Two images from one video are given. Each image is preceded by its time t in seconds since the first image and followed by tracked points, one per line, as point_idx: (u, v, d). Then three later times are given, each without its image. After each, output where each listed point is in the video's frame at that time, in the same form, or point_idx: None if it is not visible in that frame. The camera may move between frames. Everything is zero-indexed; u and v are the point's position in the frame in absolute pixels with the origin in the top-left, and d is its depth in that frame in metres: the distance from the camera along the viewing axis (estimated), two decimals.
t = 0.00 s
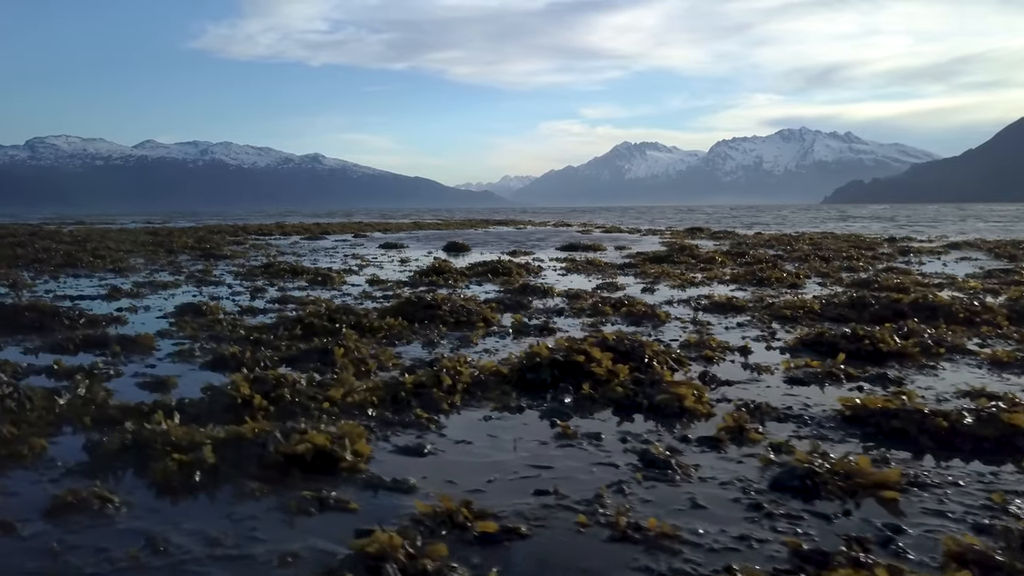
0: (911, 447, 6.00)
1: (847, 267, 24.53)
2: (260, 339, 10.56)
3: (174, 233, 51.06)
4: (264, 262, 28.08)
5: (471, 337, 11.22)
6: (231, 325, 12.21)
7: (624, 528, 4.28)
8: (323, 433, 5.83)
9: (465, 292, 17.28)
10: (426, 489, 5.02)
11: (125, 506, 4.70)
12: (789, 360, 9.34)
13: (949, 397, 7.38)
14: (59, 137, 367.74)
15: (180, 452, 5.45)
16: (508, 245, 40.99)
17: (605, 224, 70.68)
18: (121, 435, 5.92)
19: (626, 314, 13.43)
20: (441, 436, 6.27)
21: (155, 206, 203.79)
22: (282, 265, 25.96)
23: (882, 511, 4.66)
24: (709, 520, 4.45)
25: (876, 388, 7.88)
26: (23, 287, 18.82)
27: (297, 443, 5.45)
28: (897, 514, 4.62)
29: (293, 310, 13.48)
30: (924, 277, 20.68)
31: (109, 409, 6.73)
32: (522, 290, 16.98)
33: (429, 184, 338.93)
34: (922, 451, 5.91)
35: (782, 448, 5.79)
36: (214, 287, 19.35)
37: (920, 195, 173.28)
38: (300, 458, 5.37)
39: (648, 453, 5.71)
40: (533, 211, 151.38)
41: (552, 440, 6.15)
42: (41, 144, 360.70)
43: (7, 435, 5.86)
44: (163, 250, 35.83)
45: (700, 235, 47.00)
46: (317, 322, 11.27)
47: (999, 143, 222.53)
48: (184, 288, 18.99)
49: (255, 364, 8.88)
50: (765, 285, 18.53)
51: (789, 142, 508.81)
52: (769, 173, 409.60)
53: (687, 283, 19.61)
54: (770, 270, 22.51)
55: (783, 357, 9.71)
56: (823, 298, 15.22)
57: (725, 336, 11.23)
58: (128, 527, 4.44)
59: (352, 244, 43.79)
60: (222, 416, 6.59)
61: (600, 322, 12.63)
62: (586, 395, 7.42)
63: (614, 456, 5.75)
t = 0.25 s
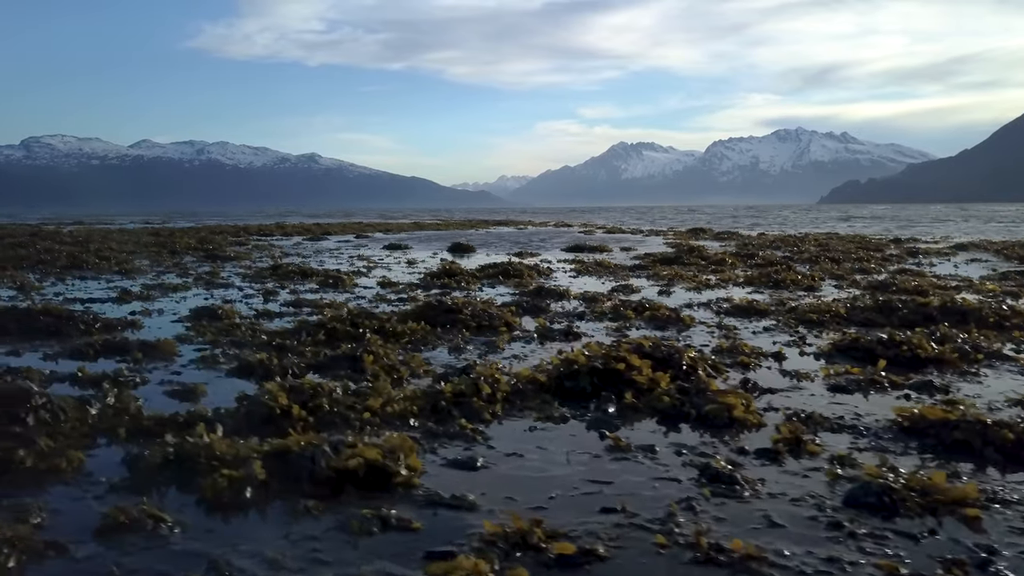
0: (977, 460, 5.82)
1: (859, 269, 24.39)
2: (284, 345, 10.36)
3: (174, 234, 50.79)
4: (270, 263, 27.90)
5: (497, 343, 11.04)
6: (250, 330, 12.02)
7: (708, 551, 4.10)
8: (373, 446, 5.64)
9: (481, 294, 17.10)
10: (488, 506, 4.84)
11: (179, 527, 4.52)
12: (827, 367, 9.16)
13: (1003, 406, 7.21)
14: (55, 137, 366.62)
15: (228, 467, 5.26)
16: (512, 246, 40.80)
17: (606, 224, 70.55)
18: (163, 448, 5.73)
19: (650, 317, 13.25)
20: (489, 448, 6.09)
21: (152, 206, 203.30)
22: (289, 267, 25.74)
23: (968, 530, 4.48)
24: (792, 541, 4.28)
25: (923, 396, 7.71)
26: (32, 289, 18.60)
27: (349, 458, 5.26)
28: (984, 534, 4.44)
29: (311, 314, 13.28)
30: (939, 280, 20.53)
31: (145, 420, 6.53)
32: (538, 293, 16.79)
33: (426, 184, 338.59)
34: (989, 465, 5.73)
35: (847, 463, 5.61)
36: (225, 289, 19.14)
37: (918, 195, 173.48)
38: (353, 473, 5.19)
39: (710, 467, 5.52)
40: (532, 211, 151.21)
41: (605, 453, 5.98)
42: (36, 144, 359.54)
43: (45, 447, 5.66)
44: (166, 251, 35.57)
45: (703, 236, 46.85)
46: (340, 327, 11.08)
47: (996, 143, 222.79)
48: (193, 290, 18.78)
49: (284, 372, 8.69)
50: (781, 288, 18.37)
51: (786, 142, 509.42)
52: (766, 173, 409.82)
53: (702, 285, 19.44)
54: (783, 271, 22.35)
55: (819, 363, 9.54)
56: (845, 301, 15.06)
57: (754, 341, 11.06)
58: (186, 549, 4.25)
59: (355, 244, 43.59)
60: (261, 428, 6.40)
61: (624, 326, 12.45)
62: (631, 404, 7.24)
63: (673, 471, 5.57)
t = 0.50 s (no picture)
0: None
1: (870, 267, 24.26)
2: (310, 345, 10.14)
3: (173, 234, 50.46)
4: (275, 263, 27.61)
5: (525, 342, 10.84)
6: (271, 330, 11.79)
7: (811, 561, 3.90)
8: (431, 449, 5.43)
9: (496, 294, 16.89)
10: (562, 512, 4.64)
11: (244, 536, 4.30)
12: (869, 366, 8.98)
13: None
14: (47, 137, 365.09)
15: (285, 473, 5.04)
16: (516, 246, 40.59)
17: (605, 224, 70.42)
18: (212, 452, 5.50)
19: (674, 317, 13.07)
20: (547, 450, 5.89)
21: (146, 207, 202.44)
22: (296, 266, 25.50)
23: None
24: (893, 549, 4.09)
25: (977, 396, 7.54)
26: (39, 288, 18.31)
27: (411, 462, 5.06)
28: None
29: (331, 314, 13.06)
30: (954, 278, 20.40)
31: (185, 423, 6.31)
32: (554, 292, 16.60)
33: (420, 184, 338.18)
34: None
35: (922, 466, 5.43)
36: (235, 288, 18.88)
37: (913, 195, 173.93)
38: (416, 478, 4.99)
39: (782, 470, 5.33)
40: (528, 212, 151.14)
41: (669, 456, 5.77)
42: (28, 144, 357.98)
43: (89, 452, 5.43)
44: (168, 251, 35.23)
45: (705, 236, 46.72)
46: (366, 327, 10.85)
47: (989, 143, 223.52)
48: (203, 290, 18.52)
49: (317, 374, 8.47)
50: (798, 287, 18.24)
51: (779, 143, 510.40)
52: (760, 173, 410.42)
53: (717, 284, 19.27)
54: (795, 271, 22.22)
55: (858, 362, 9.37)
56: (867, 300, 14.92)
57: (786, 340, 10.89)
58: (257, 560, 4.04)
59: (357, 244, 43.33)
60: (307, 431, 6.18)
61: (650, 325, 12.27)
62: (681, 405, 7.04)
63: (743, 474, 5.37)
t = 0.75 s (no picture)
0: None
1: (887, 266, 24.01)
2: (337, 344, 9.90)
3: (176, 233, 50.13)
4: (284, 262, 27.31)
5: (555, 341, 10.60)
6: (294, 329, 11.54)
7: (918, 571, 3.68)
8: (489, 451, 5.20)
9: (514, 292, 16.64)
10: (638, 518, 4.41)
11: (308, 544, 4.07)
12: (915, 365, 8.75)
13: None
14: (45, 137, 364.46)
15: (341, 477, 4.81)
16: (524, 245, 40.30)
17: (610, 224, 70.12)
18: (260, 455, 5.28)
19: (702, 315, 12.83)
20: (605, 452, 5.66)
21: (145, 206, 201.98)
22: (306, 265, 25.22)
23: None
24: (1000, 559, 3.85)
25: None
26: (50, 287, 18.03)
27: (473, 465, 4.83)
28: None
29: (352, 313, 12.81)
30: (976, 277, 20.15)
31: (226, 424, 6.07)
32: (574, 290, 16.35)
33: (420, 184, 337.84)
34: None
35: (1002, 469, 5.21)
36: (248, 287, 18.62)
37: (914, 194, 173.73)
38: (479, 482, 4.76)
39: (858, 472, 5.10)
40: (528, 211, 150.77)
41: (733, 458, 5.55)
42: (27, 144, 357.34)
43: (133, 455, 5.20)
44: (174, 250, 34.92)
45: (713, 235, 46.43)
46: (393, 325, 10.62)
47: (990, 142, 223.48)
48: (216, 289, 18.25)
49: (350, 373, 8.24)
50: (819, 286, 18.00)
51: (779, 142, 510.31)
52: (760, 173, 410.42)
53: (736, 283, 19.02)
54: (813, 269, 21.97)
55: (902, 361, 9.14)
56: (895, 299, 14.67)
57: (823, 339, 10.65)
58: (327, 570, 3.81)
59: (363, 243, 43.01)
60: (353, 432, 5.95)
61: (679, 324, 12.03)
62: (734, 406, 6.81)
63: (817, 477, 5.14)
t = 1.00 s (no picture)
0: None
1: (904, 268, 23.79)
2: (367, 351, 9.68)
3: (182, 233, 49.94)
4: (294, 264, 27.09)
5: (587, 346, 10.37)
6: (318, 335, 11.31)
7: None
8: (553, 469, 4.97)
9: (534, 295, 16.41)
10: (721, 545, 4.19)
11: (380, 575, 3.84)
12: (963, 374, 8.53)
13: None
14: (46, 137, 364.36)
15: (403, 499, 4.58)
16: (532, 245, 40.08)
17: (615, 224, 69.90)
18: (313, 474, 5.05)
19: (731, 320, 12.59)
20: (668, 469, 5.43)
21: (146, 206, 201.82)
22: (317, 266, 25.00)
23: None
24: None
25: None
26: (62, 290, 17.82)
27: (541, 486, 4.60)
28: None
29: (375, 318, 12.59)
30: (997, 279, 19.93)
31: (271, 438, 5.84)
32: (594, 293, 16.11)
33: (421, 184, 337.65)
34: None
35: None
36: (262, 290, 18.41)
37: (916, 194, 173.50)
38: (549, 505, 4.53)
39: (941, 493, 4.87)
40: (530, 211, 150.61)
41: (803, 476, 5.32)
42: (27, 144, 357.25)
43: (180, 475, 4.97)
44: (181, 251, 34.71)
45: (721, 236, 46.20)
46: (421, 331, 10.40)
47: (993, 142, 223.05)
48: (231, 292, 18.03)
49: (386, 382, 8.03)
50: (841, 288, 17.78)
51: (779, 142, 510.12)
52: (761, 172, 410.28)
53: (756, 285, 18.80)
54: (831, 271, 21.75)
55: (948, 369, 8.92)
56: (924, 302, 14.45)
57: (860, 345, 10.43)
58: None
59: (369, 244, 42.85)
60: (404, 449, 5.72)
61: (709, 329, 11.82)
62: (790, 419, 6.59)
63: (898, 498, 4.91)
